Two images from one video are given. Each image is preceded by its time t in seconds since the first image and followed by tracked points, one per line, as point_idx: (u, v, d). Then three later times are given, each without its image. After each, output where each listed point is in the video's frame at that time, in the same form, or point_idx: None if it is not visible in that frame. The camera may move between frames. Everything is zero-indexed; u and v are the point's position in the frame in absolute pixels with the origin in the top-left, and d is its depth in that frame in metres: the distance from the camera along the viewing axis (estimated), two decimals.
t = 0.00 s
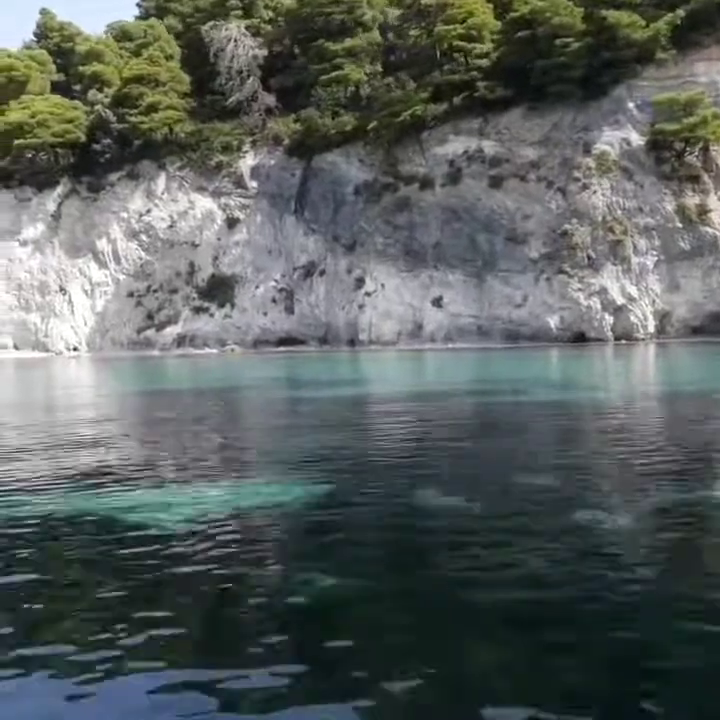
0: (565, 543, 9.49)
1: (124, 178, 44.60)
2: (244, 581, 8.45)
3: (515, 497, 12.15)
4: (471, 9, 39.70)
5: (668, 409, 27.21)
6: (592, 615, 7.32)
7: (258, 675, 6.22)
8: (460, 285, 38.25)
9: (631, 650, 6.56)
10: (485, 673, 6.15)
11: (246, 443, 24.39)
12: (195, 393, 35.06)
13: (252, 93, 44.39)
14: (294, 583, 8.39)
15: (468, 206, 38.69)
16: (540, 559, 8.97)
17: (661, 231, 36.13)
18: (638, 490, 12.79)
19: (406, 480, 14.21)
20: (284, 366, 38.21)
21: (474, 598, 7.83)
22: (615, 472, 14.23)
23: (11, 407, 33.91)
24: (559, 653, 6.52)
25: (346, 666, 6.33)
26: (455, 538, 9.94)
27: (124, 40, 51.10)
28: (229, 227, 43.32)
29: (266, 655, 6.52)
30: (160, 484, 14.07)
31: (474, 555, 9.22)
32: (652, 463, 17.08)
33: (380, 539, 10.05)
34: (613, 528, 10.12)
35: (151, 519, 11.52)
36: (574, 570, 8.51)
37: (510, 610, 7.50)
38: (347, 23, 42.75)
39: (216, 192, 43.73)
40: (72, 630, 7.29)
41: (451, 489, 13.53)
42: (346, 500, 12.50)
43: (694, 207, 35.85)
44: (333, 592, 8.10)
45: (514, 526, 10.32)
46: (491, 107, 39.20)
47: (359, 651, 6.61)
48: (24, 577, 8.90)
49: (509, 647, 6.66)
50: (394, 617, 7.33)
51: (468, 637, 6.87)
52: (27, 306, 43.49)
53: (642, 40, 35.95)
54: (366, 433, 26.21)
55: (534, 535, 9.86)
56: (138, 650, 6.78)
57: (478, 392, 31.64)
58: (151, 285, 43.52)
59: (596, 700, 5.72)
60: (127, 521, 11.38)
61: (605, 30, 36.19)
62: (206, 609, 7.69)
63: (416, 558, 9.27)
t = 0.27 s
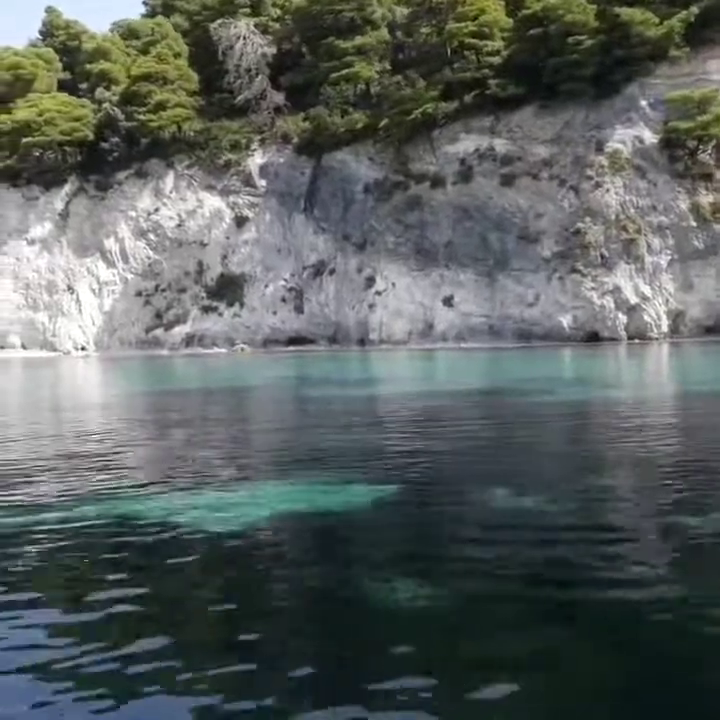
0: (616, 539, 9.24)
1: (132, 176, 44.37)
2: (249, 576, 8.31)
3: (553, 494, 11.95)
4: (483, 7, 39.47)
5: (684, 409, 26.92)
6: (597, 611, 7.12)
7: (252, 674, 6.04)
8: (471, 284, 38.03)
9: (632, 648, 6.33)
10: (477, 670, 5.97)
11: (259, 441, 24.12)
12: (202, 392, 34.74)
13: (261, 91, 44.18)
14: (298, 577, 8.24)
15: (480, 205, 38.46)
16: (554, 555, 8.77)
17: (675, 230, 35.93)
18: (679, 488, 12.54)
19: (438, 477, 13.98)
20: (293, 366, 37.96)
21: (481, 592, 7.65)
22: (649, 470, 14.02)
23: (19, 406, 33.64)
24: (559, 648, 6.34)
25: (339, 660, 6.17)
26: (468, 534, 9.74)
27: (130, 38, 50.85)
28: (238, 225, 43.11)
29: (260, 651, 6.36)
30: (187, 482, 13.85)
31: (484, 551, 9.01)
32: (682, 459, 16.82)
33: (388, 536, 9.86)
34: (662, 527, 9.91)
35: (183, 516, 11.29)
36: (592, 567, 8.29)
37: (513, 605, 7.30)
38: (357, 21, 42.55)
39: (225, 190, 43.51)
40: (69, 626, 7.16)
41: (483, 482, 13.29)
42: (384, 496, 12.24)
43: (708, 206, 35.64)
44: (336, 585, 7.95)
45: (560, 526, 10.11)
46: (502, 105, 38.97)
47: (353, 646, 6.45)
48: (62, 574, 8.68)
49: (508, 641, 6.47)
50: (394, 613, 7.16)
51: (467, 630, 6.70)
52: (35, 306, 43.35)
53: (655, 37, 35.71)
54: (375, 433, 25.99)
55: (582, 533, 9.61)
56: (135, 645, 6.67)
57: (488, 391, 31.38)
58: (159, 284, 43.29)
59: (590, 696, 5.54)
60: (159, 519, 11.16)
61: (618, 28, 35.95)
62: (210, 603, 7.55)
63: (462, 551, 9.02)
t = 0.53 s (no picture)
0: (677, 539, 8.99)
1: (141, 174, 44.13)
2: (263, 581, 8.11)
3: (599, 493, 11.74)
4: (496, 3, 39.26)
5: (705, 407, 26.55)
6: (612, 616, 6.87)
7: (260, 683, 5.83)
8: (484, 283, 37.77)
9: (645, 656, 6.07)
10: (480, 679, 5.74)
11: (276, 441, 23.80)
12: (212, 393, 34.25)
13: (271, 89, 43.95)
14: (310, 581, 8.05)
15: (493, 203, 38.22)
16: (577, 560, 8.50)
17: (691, 228, 35.71)
18: None
19: (475, 476, 13.74)
20: (304, 365, 37.63)
21: (495, 598, 7.41)
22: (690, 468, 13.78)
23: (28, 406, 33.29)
24: (568, 655, 6.09)
25: (340, 668, 5.97)
26: (488, 539, 9.50)
27: (138, 36, 50.59)
28: (248, 224, 42.86)
29: (287, 660, 6.13)
30: (219, 482, 13.61)
31: (502, 556, 8.77)
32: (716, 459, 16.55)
33: (403, 541, 9.64)
34: None
35: (223, 520, 11.04)
36: (618, 573, 8.02)
37: (526, 611, 7.06)
38: (368, 18, 42.33)
39: (235, 189, 43.27)
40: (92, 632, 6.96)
41: (524, 482, 13.00)
42: (425, 497, 12.00)
43: None
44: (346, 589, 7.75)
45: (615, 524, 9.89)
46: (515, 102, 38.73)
47: (357, 654, 6.23)
48: (108, 576, 8.44)
49: (519, 648, 6.24)
50: (404, 617, 6.94)
51: (477, 637, 6.47)
52: (44, 305, 43.23)
53: (670, 34, 35.48)
54: (388, 432, 25.65)
55: (641, 536, 9.34)
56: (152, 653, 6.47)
57: (502, 392, 30.93)
58: (168, 283, 43.03)
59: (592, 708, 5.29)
60: (198, 521, 10.91)
61: (633, 25, 35.72)
62: (219, 608, 7.35)
63: (518, 557, 8.76)
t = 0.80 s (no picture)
0: None
1: (151, 172, 43.87)
2: (289, 579, 7.87)
3: (646, 488, 11.58)
4: None
5: None
6: (627, 621, 6.49)
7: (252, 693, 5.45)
8: (497, 282, 37.51)
9: (708, 662, 5.74)
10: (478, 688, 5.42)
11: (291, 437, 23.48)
12: (222, 393, 33.83)
13: (281, 87, 43.76)
14: (319, 580, 7.77)
15: (506, 201, 37.98)
16: (600, 560, 8.11)
17: (707, 226, 35.53)
18: None
19: (514, 472, 13.55)
20: (316, 364, 37.37)
21: (508, 599, 7.06)
22: None
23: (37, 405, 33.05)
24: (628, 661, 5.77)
25: (332, 674, 5.68)
26: (509, 537, 9.17)
27: (145, 34, 50.40)
28: (258, 222, 42.62)
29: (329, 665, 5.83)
30: (253, 481, 13.35)
31: (522, 556, 8.42)
32: None
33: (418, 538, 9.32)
34: None
35: (264, 514, 10.75)
36: (647, 574, 7.61)
37: (538, 615, 6.70)
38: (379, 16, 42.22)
39: (245, 187, 43.04)
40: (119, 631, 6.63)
41: (565, 477, 12.74)
42: (468, 493, 11.80)
43: None
44: (354, 589, 7.45)
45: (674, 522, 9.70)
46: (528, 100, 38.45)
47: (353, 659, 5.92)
48: (160, 575, 8.18)
49: (549, 651, 5.97)
50: (410, 619, 6.63)
51: (481, 641, 6.14)
52: (53, 303, 43.08)
53: (686, 30, 35.21)
54: (398, 428, 25.17)
55: (705, 532, 9.01)
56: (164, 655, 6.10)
57: (513, 391, 30.46)
58: (178, 282, 42.81)
59: None
60: (241, 517, 10.64)
61: (649, 21, 35.44)
62: (226, 609, 7.06)
63: (581, 552, 8.44)
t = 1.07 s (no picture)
0: None
1: (160, 171, 43.55)
2: (333, 582, 7.65)
3: (696, 485, 11.40)
4: None
5: None
6: (668, 634, 6.21)
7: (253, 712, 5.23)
8: (511, 281, 37.28)
9: None
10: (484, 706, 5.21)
11: (310, 434, 23.15)
12: (234, 392, 33.45)
13: (291, 85, 43.60)
14: (331, 584, 7.58)
15: (519, 200, 37.75)
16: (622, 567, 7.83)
17: None
18: None
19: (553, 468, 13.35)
20: (327, 363, 37.13)
21: (522, 608, 6.84)
22: None
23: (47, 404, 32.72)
24: (694, 680, 5.50)
25: (386, 690, 5.45)
26: (555, 537, 8.93)
27: (153, 31, 50.22)
28: (268, 221, 42.35)
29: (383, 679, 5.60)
30: (288, 478, 13.11)
31: (542, 561, 8.17)
32: None
33: (436, 538, 9.10)
34: None
35: (311, 512, 10.44)
36: (678, 584, 7.32)
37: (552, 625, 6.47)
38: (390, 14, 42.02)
39: (255, 185, 42.77)
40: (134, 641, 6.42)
41: (607, 473, 12.57)
42: (512, 488, 11.62)
43: None
44: (365, 595, 7.24)
45: None
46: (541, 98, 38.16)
47: (357, 673, 5.72)
48: (206, 575, 7.95)
49: (608, 666, 5.73)
50: (422, 628, 6.42)
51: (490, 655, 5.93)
52: (61, 302, 42.88)
53: (702, 28, 34.99)
54: (409, 428, 24.86)
55: None
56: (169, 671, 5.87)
57: (528, 390, 30.10)
58: (188, 281, 42.55)
59: None
60: (289, 515, 10.37)
61: (664, 19, 35.20)
62: (254, 614, 6.83)
63: (657, 556, 8.13)
